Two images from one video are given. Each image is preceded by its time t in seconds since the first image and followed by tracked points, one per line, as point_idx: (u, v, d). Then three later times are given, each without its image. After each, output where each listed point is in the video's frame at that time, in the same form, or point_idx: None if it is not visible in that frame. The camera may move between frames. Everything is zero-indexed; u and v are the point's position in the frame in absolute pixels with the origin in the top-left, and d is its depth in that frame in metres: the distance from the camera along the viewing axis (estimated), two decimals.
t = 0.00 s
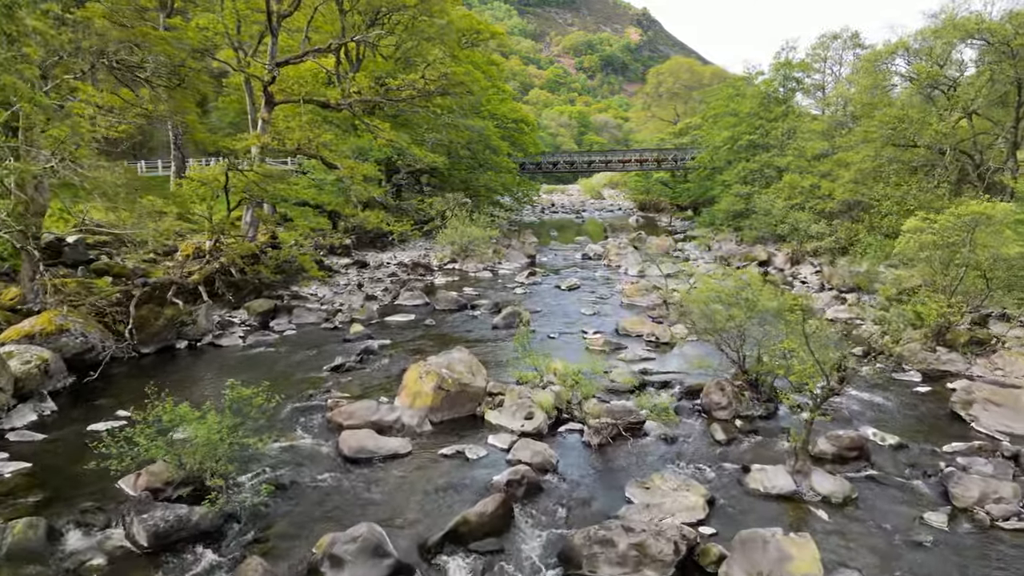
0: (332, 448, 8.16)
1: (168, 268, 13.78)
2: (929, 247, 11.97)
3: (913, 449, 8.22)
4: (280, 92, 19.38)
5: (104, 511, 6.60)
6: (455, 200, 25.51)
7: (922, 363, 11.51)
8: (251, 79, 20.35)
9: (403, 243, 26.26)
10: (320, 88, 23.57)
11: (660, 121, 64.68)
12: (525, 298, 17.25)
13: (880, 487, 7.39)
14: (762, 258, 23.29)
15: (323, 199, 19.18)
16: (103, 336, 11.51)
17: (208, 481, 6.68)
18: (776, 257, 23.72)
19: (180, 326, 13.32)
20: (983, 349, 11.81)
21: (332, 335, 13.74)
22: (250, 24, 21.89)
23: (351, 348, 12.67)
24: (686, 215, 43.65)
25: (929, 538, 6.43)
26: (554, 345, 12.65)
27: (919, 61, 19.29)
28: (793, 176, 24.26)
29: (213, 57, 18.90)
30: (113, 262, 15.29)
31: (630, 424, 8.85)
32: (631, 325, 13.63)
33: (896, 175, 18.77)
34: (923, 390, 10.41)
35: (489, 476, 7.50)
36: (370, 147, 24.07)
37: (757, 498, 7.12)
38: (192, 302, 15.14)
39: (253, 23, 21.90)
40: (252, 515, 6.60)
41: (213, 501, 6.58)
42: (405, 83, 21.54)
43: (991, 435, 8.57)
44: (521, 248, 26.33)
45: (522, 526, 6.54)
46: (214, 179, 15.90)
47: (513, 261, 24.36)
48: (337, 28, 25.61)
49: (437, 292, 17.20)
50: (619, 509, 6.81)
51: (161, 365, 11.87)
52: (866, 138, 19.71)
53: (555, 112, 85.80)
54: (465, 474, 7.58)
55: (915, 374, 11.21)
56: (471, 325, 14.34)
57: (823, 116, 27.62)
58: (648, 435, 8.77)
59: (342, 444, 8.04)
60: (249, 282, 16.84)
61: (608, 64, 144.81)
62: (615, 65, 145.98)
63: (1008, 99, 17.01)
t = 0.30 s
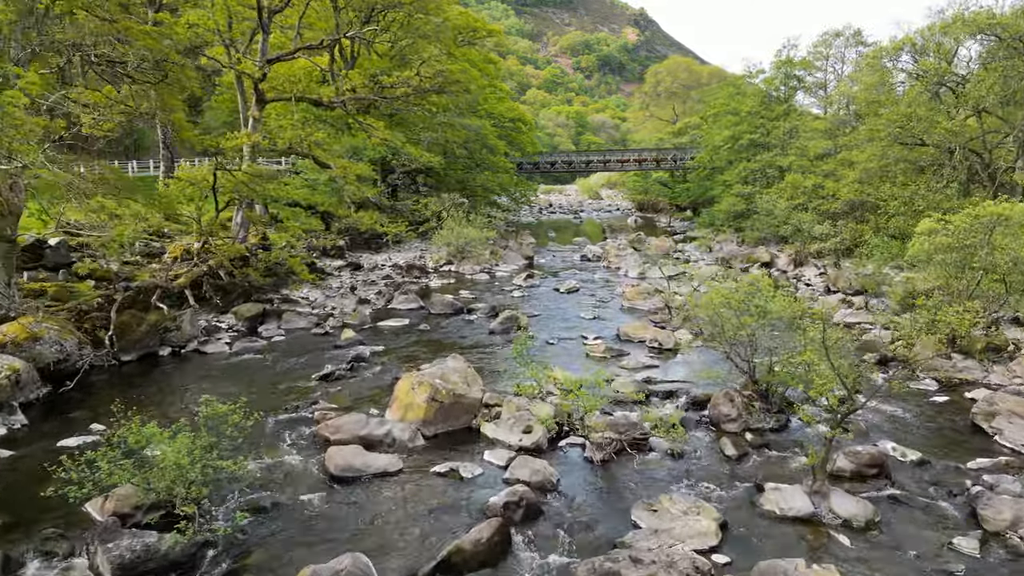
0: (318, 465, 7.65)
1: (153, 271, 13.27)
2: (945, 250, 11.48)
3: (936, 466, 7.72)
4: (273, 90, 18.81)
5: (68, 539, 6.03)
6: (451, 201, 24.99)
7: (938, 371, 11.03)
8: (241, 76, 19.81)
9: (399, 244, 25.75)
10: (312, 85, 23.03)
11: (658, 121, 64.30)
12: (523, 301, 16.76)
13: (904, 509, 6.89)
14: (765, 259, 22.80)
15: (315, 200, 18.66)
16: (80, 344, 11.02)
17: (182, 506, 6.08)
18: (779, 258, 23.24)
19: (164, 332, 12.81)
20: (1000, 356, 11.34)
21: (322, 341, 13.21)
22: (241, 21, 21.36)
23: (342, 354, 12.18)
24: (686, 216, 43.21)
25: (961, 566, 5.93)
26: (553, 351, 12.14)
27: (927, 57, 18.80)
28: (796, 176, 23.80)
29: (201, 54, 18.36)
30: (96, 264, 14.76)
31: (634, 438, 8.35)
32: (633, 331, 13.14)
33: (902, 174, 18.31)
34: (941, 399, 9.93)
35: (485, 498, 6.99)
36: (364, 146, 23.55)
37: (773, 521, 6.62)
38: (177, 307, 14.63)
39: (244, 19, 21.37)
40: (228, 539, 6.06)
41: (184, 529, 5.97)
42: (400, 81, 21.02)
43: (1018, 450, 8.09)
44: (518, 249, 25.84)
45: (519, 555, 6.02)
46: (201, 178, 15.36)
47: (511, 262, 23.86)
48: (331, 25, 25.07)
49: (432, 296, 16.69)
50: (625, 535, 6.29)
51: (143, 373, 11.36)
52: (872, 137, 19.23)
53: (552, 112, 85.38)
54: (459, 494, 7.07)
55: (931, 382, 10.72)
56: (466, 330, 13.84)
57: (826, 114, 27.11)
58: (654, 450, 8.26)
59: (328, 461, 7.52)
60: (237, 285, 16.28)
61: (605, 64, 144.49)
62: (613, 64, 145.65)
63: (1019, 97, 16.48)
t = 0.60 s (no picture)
0: (301, 486, 7.13)
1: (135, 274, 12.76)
2: (962, 253, 11.00)
3: (962, 485, 7.23)
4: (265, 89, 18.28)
5: (23, 570, 5.42)
6: (447, 201, 24.47)
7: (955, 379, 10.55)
8: (230, 73, 19.26)
9: (393, 246, 25.25)
10: (304, 83, 22.49)
11: (656, 120, 63.89)
12: (521, 304, 16.27)
13: (932, 533, 6.39)
14: (767, 261, 22.32)
15: (307, 201, 18.15)
16: (54, 352, 10.50)
17: (146, 535, 5.60)
18: (781, 260, 22.77)
19: (145, 338, 12.27)
20: (1019, 364, 10.88)
21: (311, 347, 12.68)
22: (231, 17, 20.82)
23: (333, 362, 11.66)
24: (685, 216, 42.77)
25: None
26: (552, 358, 11.64)
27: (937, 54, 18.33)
28: (798, 175, 23.34)
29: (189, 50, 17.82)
30: (77, 268, 14.21)
31: (639, 454, 7.83)
32: (635, 336, 12.65)
33: (909, 174, 17.84)
34: (960, 410, 9.46)
35: (480, 522, 6.47)
36: (358, 146, 23.04)
37: (792, 549, 6.11)
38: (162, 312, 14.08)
39: (234, 15, 20.81)
40: (200, 571, 5.53)
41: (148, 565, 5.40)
42: (394, 79, 20.50)
43: None
44: (516, 250, 25.35)
45: None
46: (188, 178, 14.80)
47: (508, 264, 23.39)
48: (323, 21, 24.51)
49: (427, 299, 16.18)
50: (633, 565, 5.78)
51: (122, 383, 10.81)
52: (879, 136, 18.75)
53: (549, 112, 84.92)
54: (453, 518, 6.55)
55: (948, 391, 10.24)
56: (462, 335, 13.33)
57: (828, 113, 26.63)
58: (661, 467, 7.75)
59: (312, 481, 7.00)
60: (225, 289, 15.65)
61: (602, 63, 144.18)
62: (609, 65, 145.39)
63: None
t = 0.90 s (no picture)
0: (283, 509, 6.60)
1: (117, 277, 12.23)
2: (981, 256, 10.50)
3: (995, 507, 6.71)
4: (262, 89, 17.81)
5: None
6: (443, 201, 23.94)
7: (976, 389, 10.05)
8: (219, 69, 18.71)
9: (388, 247, 24.71)
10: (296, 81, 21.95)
11: (653, 120, 63.40)
12: (519, 308, 15.75)
13: (967, 562, 5.87)
14: (770, 263, 21.84)
15: (298, 201, 17.60)
16: (29, 359, 10.23)
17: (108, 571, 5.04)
18: (785, 261, 22.28)
19: (125, 345, 11.73)
20: None
21: (300, 354, 12.15)
22: (221, 13, 20.26)
23: (322, 369, 11.14)
24: (684, 217, 42.27)
25: None
26: (551, 366, 11.12)
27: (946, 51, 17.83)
28: (802, 175, 22.83)
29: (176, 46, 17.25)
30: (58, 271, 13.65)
31: (646, 473, 7.31)
32: (638, 342, 12.16)
33: (917, 174, 17.33)
34: (983, 423, 8.96)
35: (476, 551, 5.94)
36: (351, 145, 22.51)
37: None
38: (145, 317, 13.53)
39: (223, 10, 20.25)
40: None
41: None
42: (389, 76, 19.97)
43: None
44: (513, 251, 24.83)
45: None
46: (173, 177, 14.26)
47: (506, 266, 22.89)
48: (316, 17, 23.96)
49: (421, 303, 15.65)
50: None
51: (99, 393, 10.29)
52: (886, 134, 18.26)
53: (546, 112, 84.41)
54: (446, 547, 6.03)
55: (968, 402, 9.73)
56: (458, 341, 12.82)
57: (831, 112, 26.12)
58: (670, 486, 7.24)
59: (293, 505, 6.46)
60: (212, 293, 15.04)
61: (599, 63, 143.75)
62: (606, 65, 144.99)
63: None
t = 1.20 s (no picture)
0: (262, 536, 6.08)
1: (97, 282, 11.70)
2: (1001, 259, 10.01)
3: None
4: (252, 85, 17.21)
5: None
6: (440, 201, 23.43)
7: (997, 399, 9.56)
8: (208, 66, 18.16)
9: (383, 248, 24.19)
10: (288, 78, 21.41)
11: (651, 119, 62.95)
12: (517, 312, 15.26)
13: None
14: (774, 265, 21.37)
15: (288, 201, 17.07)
16: None
17: None
18: (789, 263, 21.81)
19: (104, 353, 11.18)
20: None
21: (289, 362, 11.63)
22: (210, 8, 19.72)
23: (311, 379, 10.60)
24: (684, 217, 41.78)
25: None
26: (551, 375, 10.62)
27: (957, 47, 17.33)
28: (805, 175, 22.34)
29: (164, 42, 16.72)
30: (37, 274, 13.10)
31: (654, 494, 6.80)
32: (641, 348, 11.67)
33: (926, 174, 16.84)
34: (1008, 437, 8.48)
35: None
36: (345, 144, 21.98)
37: None
38: (128, 323, 12.99)
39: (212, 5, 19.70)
40: None
41: None
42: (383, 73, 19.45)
43: None
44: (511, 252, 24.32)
45: None
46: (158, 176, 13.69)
47: (503, 268, 22.41)
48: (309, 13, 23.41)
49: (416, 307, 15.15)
50: None
51: (74, 404, 9.74)
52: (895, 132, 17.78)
53: (544, 112, 83.89)
54: None
55: (991, 413, 9.24)
56: (453, 348, 12.31)
57: (835, 111, 25.64)
58: (680, 508, 6.73)
59: (273, 533, 5.94)
60: (199, 297, 14.52)
61: (596, 63, 143.38)
62: (604, 65, 144.61)
63: None
